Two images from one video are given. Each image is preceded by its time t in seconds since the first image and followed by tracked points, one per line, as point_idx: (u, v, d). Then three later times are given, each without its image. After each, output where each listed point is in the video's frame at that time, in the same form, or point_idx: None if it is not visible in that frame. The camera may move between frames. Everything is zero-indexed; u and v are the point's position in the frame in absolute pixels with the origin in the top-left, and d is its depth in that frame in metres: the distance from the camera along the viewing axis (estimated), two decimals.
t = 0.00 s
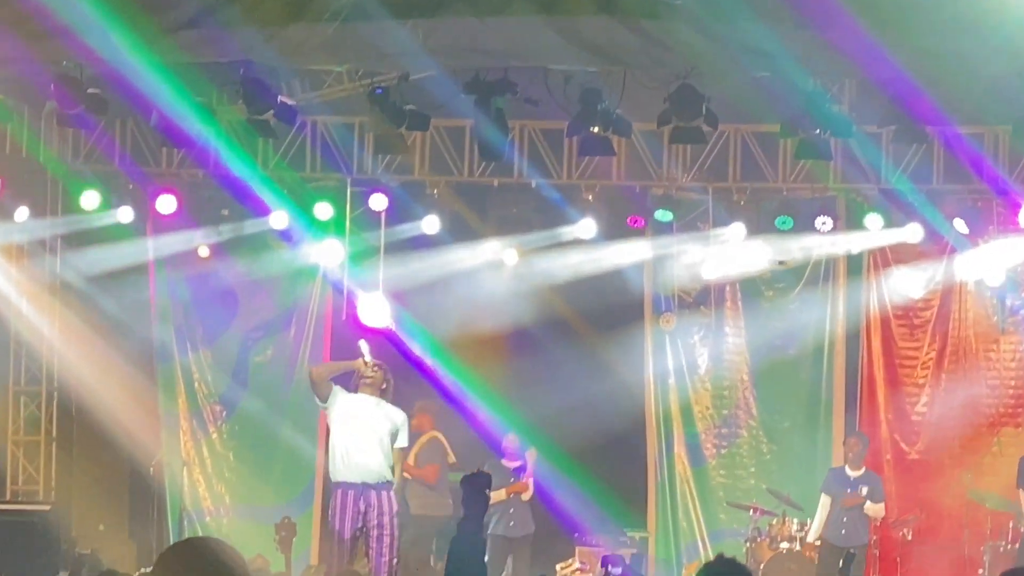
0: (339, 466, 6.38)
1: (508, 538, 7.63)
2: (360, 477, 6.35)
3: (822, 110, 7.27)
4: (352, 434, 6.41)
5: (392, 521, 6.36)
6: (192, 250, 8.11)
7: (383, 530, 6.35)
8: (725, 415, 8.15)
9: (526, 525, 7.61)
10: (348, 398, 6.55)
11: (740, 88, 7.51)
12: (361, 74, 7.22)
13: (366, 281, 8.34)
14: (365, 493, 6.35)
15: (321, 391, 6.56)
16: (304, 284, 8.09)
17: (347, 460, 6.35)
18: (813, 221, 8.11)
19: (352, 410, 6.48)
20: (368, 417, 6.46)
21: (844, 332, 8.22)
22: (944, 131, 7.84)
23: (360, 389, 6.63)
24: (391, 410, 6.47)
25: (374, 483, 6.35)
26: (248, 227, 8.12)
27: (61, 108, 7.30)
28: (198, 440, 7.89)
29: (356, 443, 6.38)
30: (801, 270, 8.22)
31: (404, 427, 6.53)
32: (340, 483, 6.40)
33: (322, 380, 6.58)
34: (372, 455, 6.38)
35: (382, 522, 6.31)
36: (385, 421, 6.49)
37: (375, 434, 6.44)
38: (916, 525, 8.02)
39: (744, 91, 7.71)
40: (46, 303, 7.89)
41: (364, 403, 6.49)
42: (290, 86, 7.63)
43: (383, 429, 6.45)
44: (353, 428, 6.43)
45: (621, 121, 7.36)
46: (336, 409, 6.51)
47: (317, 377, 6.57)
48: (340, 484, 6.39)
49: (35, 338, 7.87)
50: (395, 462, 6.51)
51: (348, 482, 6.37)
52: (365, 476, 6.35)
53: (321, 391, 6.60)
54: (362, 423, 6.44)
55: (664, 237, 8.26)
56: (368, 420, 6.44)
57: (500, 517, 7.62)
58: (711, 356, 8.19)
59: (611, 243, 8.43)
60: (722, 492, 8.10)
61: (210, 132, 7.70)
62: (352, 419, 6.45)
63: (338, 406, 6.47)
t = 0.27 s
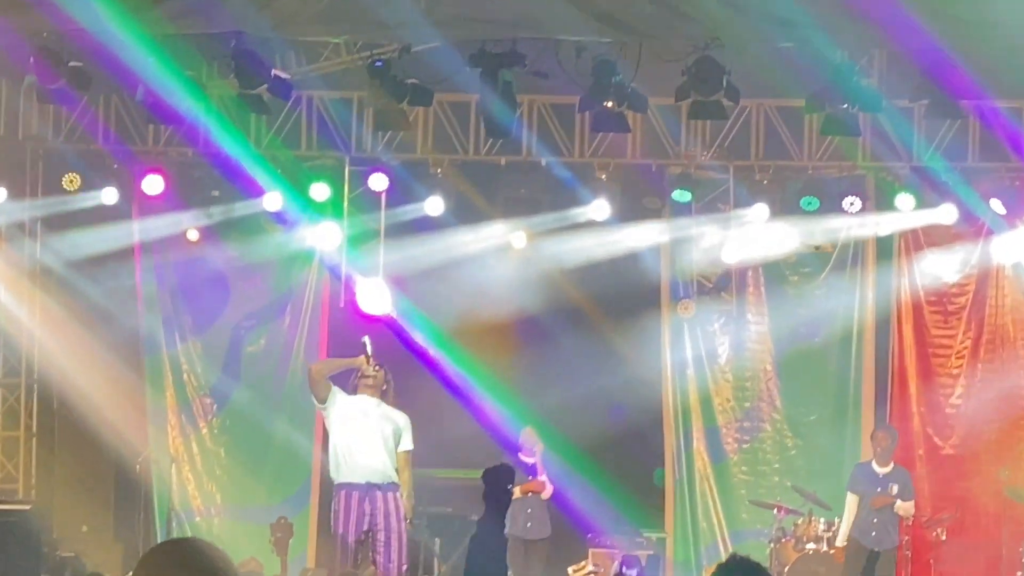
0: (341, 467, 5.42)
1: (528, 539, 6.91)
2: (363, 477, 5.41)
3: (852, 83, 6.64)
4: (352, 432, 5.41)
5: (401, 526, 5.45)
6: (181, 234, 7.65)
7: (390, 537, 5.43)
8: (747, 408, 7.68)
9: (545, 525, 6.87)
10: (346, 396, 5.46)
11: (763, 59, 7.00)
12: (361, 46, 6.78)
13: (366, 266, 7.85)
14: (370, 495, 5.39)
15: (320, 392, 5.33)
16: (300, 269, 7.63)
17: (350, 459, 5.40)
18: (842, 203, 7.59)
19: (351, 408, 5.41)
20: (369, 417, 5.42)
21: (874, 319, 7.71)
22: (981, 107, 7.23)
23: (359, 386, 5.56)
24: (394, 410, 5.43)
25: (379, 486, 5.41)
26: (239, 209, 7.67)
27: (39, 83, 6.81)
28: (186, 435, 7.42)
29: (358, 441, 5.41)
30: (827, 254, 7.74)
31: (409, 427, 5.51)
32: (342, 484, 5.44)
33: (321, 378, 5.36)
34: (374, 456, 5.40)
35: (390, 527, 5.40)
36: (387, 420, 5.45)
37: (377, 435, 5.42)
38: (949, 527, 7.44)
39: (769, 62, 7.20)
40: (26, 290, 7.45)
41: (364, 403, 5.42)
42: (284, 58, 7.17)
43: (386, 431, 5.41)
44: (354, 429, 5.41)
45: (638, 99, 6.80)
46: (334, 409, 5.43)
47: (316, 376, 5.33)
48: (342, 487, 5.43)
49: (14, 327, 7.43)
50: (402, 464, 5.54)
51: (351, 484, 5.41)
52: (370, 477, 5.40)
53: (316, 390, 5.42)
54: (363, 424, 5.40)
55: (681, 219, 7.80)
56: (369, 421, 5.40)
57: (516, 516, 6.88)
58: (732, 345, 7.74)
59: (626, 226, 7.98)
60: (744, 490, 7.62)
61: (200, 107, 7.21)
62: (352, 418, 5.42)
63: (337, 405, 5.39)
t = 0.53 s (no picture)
0: (350, 454, 5.06)
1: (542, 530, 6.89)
2: (372, 466, 5.04)
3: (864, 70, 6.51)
4: (361, 418, 5.07)
5: (410, 515, 5.07)
6: (188, 223, 7.58)
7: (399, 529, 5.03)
8: (759, 397, 7.61)
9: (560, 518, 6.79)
10: (355, 382, 5.14)
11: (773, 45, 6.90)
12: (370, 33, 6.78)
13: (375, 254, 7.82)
14: (379, 485, 5.03)
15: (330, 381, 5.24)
16: (309, 258, 7.59)
17: (360, 447, 5.05)
18: (856, 189, 7.50)
19: (360, 394, 5.09)
20: (379, 403, 5.08)
21: (887, 307, 7.63)
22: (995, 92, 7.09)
23: (367, 371, 5.25)
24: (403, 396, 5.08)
25: (389, 474, 5.04)
26: (245, 197, 7.57)
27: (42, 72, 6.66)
28: (194, 426, 7.38)
29: (368, 427, 5.06)
30: (840, 241, 7.68)
31: (418, 415, 5.15)
32: (352, 473, 5.07)
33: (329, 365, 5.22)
34: (385, 443, 5.06)
35: (399, 517, 4.99)
36: (396, 407, 5.10)
37: (387, 421, 5.09)
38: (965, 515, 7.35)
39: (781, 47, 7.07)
40: (32, 281, 7.43)
41: (374, 387, 5.10)
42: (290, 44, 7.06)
43: (395, 417, 5.06)
44: (363, 414, 5.06)
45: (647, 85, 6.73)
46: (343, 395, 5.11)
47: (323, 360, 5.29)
48: (350, 476, 5.06)
49: (19, 317, 7.39)
50: (411, 452, 5.18)
51: (360, 472, 5.04)
52: (381, 464, 5.04)
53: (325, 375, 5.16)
54: (373, 410, 5.06)
55: (693, 206, 7.76)
56: (378, 406, 5.06)
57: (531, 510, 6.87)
58: (744, 333, 7.69)
59: (638, 213, 7.92)
60: (756, 479, 7.55)
61: (205, 95, 7.06)
62: (362, 403, 5.09)
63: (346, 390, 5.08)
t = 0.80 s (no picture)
0: (355, 445, 5.27)
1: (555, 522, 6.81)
2: (377, 456, 5.26)
3: (871, 60, 6.49)
4: (366, 408, 5.30)
5: (415, 505, 5.32)
6: (195, 216, 7.57)
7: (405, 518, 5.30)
8: (768, 388, 7.61)
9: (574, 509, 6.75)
10: (360, 371, 5.37)
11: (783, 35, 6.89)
12: (378, 25, 6.81)
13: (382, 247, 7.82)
14: (385, 475, 5.26)
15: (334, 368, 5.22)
16: (316, 251, 7.58)
17: (365, 436, 5.26)
18: (863, 180, 7.49)
19: (366, 383, 5.31)
20: (385, 391, 5.32)
21: (895, 298, 7.63)
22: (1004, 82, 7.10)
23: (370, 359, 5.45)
24: (408, 385, 5.35)
25: (394, 464, 5.27)
26: (252, 189, 7.56)
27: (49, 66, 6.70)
28: (202, 418, 7.37)
29: (373, 418, 5.28)
30: (848, 232, 7.66)
31: (422, 403, 5.43)
32: (356, 463, 5.29)
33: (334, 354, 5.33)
34: (389, 433, 5.28)
35: (405, 506, 5.25)
36: (402, 395, 5.36)
37: (392, 411, 5.31)
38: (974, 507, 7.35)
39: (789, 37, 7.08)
40: (39, 273, 7.39)
41: (380, 376, 5.34)
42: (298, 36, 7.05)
43: (401, 406, 5.30)
44: (369, 403, 5.28)
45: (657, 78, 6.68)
46: (349, 384, 5.32)
47: (328, 351, 5.27)
48: (355, 467, 5.28)
49: (26, 310, 7.36)
50: (413, 440, 5.44)
51: (365, 463, 5.26)
52: (385, 454, 5.26)
53: (329, 365, 5.31)
54: (379, 399, 5.30)
55: (701, 197, 7.72)
56: (385, 395, 5.30)
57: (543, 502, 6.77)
58: (752, 325, 7.69)
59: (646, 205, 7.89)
60: (765, 471, 7.55)
61: (212, 87, 7.12)
62: (367, 393, 5.30)
63: (352, 380, 5.28)
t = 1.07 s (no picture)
0: (354, 449, 5.28)
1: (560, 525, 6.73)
2: (375, 460, 5.28)
3: (876, 59, 6.53)
4: (365, 411, 5.31)
5: (414, 507, 5.34)
6: (198, 221, 7.58)
7: (403, 516, 5.29)
8: (771, 391, 7.62)
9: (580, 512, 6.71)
10: (359, 374, 5.38)
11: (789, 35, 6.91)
12: (380, 28, 6.76)
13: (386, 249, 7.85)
14: (384, 479, 5.27)
15: (331, 373, 5.30)
16: (319, 254, 7.54)
17: (363, 440, 5.27)
18: (867, 182, 7.50)
19: (366, 386, 5.33)
20: (385, 395, 5.33)
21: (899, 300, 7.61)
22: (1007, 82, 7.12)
23: (370, 362, 5.46)
24: (408, 388, 5.36)
25: (393, 468, 5.28)
26: (255, 194, 7.61)
27: (54, 69, 6.63)
28: (206, 423, 7.34)
29: (372, 421, 5.30)
30: (851, 234, 7.67)
31: (421, 406, 5.43)
32: (354, 467, 5.30)
33: (333, 358, 5.35)
34: (388, 436, 5.30)
35: (404, 508, 5.28)
36: (401, 399, 5.36)
37: (391, 415, 5.32)
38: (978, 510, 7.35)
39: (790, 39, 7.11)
40: (42, 278, 7.39)
41: (379, 379, 5.34)
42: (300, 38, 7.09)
43: (400, 411, 5.31)
44: (368, 407, 5.30)
45: (658, 82, 6.75)
46: (348, 387, 5.33)
47: (325, 354, 5.31)
48: (354, 470, 5.29)
49: (28, 316, 7.37)
50: (411, 445, 5.46)
51: (364, 467, 5.28)
52: (384, 459, 5.27)
53: (328, 368, 5.35)
54: (379, 402, 5.31)
55: (704, 200, 7.72)
56: (384, 399, 5.30)
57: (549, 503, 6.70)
58: (756, 328, 7.68)
59: (648, 208, 7.89)
60: (769, 474, 7.55)
61: (219, 88, 7.05)
62: (366, 396, 5.31)
63: (351, 383, 5.30)
